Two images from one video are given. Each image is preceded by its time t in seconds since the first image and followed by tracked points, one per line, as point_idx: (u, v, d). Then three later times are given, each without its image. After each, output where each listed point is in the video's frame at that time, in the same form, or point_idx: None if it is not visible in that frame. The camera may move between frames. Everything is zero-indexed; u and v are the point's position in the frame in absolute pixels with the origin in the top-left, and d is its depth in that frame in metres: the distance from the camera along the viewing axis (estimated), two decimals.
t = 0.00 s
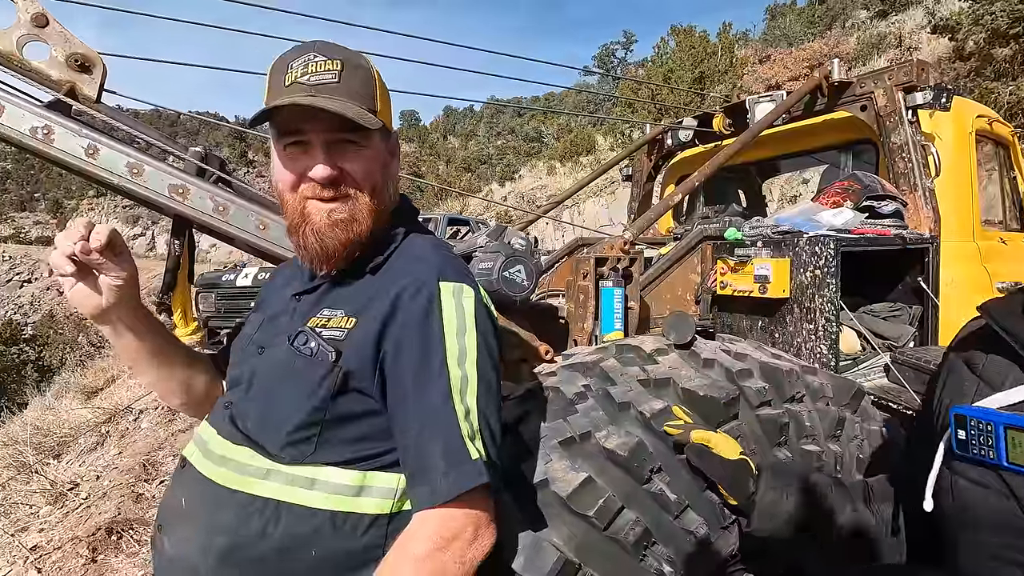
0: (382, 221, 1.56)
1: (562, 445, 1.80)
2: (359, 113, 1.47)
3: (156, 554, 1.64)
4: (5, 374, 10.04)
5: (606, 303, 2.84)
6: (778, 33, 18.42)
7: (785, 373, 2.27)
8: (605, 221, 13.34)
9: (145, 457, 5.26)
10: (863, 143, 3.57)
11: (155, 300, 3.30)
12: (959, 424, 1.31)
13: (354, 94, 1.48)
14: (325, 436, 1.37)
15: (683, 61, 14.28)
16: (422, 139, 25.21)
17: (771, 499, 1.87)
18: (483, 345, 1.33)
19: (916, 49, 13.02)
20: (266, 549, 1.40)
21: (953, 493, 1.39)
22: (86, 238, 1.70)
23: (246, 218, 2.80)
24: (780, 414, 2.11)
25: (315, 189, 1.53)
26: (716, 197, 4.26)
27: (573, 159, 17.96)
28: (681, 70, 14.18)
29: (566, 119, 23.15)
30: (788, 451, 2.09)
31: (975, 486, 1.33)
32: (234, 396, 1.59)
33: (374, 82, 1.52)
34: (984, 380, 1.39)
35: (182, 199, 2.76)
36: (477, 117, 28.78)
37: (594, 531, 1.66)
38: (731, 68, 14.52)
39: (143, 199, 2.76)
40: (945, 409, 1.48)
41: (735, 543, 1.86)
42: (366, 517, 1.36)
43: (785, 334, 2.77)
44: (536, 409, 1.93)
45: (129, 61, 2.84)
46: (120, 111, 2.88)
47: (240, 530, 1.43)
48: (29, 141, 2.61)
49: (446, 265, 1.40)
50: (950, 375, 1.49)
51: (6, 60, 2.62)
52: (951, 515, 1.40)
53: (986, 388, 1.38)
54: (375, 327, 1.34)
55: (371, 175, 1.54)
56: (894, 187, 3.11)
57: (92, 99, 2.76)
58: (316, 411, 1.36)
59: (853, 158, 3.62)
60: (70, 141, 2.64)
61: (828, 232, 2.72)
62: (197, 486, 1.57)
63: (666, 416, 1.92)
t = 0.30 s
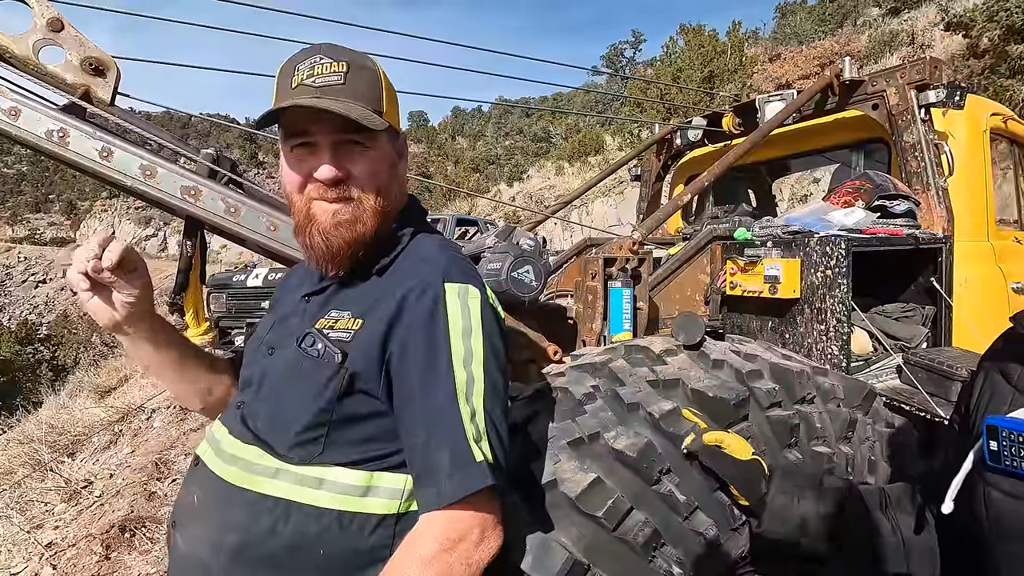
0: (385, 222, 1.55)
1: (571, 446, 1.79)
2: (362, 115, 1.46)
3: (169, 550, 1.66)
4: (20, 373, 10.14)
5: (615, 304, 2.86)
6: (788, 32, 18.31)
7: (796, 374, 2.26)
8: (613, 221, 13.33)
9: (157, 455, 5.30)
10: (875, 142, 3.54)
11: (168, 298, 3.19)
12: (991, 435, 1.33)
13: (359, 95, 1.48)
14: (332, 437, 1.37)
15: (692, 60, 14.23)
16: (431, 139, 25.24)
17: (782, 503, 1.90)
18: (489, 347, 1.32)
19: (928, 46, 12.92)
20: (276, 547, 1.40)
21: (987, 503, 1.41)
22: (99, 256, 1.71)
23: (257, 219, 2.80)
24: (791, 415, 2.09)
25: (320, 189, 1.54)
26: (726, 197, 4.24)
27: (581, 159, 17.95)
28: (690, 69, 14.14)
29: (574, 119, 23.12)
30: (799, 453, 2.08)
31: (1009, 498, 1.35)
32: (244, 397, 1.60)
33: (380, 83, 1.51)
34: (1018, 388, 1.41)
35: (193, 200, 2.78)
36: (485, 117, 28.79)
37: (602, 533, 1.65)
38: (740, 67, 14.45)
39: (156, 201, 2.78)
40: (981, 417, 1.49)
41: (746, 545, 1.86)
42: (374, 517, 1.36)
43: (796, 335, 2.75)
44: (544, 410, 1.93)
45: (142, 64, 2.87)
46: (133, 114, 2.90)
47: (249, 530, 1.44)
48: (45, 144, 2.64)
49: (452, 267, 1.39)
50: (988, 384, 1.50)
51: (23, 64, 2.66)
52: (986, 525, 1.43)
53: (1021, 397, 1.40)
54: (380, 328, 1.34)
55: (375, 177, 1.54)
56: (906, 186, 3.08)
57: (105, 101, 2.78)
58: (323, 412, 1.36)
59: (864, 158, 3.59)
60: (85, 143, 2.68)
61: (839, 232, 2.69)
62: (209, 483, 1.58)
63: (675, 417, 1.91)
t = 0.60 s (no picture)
0: (356, 229, 1.51)
1: (580, 447, 1.79)
2: (318, 126, 1.46)
3: (183, 545, 1.67)
4: (33, 372, 10.24)
5: (623, 304, 2.86)
6: (797, 30, 18.20)
7: (807, 375, 2.24)
8: (621, 220, 13.31)
9: (168, 454, 5.32)
10: (888, 141, 3.51)
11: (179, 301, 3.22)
12: (997, 445, 1.32)
13: (323, 104, 1.47)
14: (343, 437, 1.37)
15: (700, 59, 14.18)
16: (439, 139, 25.26)
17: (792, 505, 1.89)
18: (500, 349, 1.31)
19: (940, 44, 12.83)
20: (286, 546, 1.41)
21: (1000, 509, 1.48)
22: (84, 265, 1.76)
23: (268, 221, 2.85)
24: (802, 416, 2.08)
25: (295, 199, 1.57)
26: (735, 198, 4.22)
27: (589, 159, 17.92)
28: (699, 69, 14.10)
29: (582, 119, 23.09)
30: (809, 454, 2.07)
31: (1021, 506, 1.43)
32: (257, 397, 1.60)
33: (349, 85, 1.47)
34: None
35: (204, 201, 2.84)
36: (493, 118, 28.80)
37: (612, 534, 1.66)
38: (749, 66, 14.38)
39: (168, 203, 2.85)
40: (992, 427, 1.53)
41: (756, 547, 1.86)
42: (383, 518, 1.36)
43: (806, 335, 2.73)
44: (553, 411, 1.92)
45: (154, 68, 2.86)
46: (143, 116, 2.90)
47: (260, 529, 1.44)
48: (60, 146, 2.67)
49: (461, 270, 1.38)
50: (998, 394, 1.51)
51: (39, 68, 2.69)
52: (1000, 528, 1.50)
53: None
54: (389, 331, 1.34)
55: (341, 184, 1.50)
56: (918, 185, 3.06)
57: (119, 105, 2.78)
58: (334, 414, 1.36)
59: (875, 156, 3.58)
60: (98, 146, 2.73)
61: (850, 233, 2.67)
62: (221, 481, 1.58)
63: (684, 418, 1.90)
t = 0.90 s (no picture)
0: (357, 232, 1.52)
1: (588, 447, 1.78)
2: (315, 134, 1.46)
3: (193, 542, 1.67)
4: (45, 371, 10.34)
5: (631, 304, 2.85)
6: (805, 29, 18.12)
7: (817, 375, 2.22)
8: (628, 221, 13.29)
9: (178, 453, 5.35)
10: (898, 139, 3.48)
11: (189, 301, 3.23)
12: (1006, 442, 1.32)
13: (323, 110, 1.47)
14: (351, 435, 1.37)
15: (708, 58, 14.15)
16: (446, 140, 25.30)
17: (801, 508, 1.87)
18: (511, 353, 1.31)
19: (951, 42, 12.74)
20: (294, 545, 1.41)
21: (1005, 507, 1.42)
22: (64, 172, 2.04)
23: (277, 221, 2.92)
24: (812, 417, 2.06)
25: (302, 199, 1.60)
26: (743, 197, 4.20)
27: (595, 159, 17.92)
28: (707, 68, 14.06)
29: (589, 119, 23.06)
30: (819, 455, 2.06)
31: None
32: (266, 394, 1.60)
33: (349, 91, 1.46)
34: None
35: (213, 203, 2.89)
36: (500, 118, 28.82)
37: (620, 534, 1.65)
38: (757, 65, 14.34)
39: (178, 203, 2.89)
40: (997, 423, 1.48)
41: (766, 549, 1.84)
42: (390, 518, 1.36)
43: (815, 335, 2.71)
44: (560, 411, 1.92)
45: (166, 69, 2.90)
46: (154, 117, 2.93)
47: (268, 530, 1.44)
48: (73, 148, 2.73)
49: (475, 273, 1.38)
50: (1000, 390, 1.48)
51: (51, 70, 2.75)
52: (1004, 527, 1.43)
53: None
54: (400, 331, 1.34)
55: (343, 189, 1.51)
56: (929, 184, 3.04)
57: (129, 107, 2.83)
58: (343, 411, 1.36)
59: (885, 155, 3.55)
60: (110, 148, 2.77)
61: (861, 233, 2.65)
62: (230, 480, 1.59)
63: (693, 419, 1.89)
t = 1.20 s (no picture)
0: (361, 227, 1.52)
1: (593, 447, 1.78)
2: (324, 128, 1.45)
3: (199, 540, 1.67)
4: (56, 371, 10.41)
5: (637, 304, 2.85)
6: (813, 27, 18.04)
7: (824, 376, 2.21)
8: (635, 220, 13.27)
9: (187, 452, 5.36)
10: (908, 139, 3.45)
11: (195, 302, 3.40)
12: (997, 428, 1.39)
13: (332, 104, 1.46)
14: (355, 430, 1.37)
15: (715, 58, 14.12)
16: (452, 140, 25.33)
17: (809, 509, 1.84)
18: (510, 345, 1.30)
19: (962, 39, 12.64)
20: (300, 544, 1.40)
21: (999, 494, 1.48)
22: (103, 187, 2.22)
23: (283, 222, 2.94)
24: (819, 418, 2.04)
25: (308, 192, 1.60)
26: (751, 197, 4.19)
27: (602, 159, 17.90)
28: (714, 67, 14.03)
29: (595, 119, 23.03)
30: (827, 457, 2.04)
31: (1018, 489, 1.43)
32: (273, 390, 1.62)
33: (359, 87, 1.45)
34: None
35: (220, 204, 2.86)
36: (507, 118, 28.82)
37: (625, 535, 1.63)
38: (765, 64, 14.27)
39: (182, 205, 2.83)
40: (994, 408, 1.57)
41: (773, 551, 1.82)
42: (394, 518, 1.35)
43: (823, 336, 2.69)
44: (566, 411, 1.91)
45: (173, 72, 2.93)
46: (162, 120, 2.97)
47: (272, 529, 1.44)
48: (83, 150, 2.81)
49: (478, 268, 1.39)
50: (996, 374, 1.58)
51: (61, 73, 2.80)
52: (997, 513, 1.50)
53: None
54: (402, 323, 1.35)
55: (348, 183, 1.50)
56: (939, 184, 3.02)
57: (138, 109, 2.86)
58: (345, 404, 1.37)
59: (894, 155, 3.52)
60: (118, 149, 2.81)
61: (869, 232, 2.63)
62: (235, 478, 1.58)
63: (699, 419, 1.87)
